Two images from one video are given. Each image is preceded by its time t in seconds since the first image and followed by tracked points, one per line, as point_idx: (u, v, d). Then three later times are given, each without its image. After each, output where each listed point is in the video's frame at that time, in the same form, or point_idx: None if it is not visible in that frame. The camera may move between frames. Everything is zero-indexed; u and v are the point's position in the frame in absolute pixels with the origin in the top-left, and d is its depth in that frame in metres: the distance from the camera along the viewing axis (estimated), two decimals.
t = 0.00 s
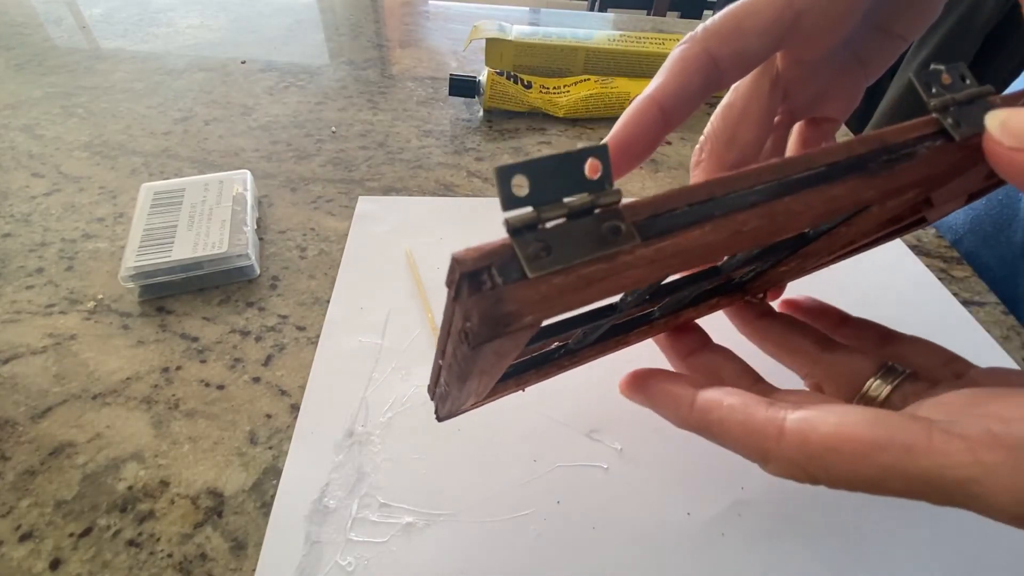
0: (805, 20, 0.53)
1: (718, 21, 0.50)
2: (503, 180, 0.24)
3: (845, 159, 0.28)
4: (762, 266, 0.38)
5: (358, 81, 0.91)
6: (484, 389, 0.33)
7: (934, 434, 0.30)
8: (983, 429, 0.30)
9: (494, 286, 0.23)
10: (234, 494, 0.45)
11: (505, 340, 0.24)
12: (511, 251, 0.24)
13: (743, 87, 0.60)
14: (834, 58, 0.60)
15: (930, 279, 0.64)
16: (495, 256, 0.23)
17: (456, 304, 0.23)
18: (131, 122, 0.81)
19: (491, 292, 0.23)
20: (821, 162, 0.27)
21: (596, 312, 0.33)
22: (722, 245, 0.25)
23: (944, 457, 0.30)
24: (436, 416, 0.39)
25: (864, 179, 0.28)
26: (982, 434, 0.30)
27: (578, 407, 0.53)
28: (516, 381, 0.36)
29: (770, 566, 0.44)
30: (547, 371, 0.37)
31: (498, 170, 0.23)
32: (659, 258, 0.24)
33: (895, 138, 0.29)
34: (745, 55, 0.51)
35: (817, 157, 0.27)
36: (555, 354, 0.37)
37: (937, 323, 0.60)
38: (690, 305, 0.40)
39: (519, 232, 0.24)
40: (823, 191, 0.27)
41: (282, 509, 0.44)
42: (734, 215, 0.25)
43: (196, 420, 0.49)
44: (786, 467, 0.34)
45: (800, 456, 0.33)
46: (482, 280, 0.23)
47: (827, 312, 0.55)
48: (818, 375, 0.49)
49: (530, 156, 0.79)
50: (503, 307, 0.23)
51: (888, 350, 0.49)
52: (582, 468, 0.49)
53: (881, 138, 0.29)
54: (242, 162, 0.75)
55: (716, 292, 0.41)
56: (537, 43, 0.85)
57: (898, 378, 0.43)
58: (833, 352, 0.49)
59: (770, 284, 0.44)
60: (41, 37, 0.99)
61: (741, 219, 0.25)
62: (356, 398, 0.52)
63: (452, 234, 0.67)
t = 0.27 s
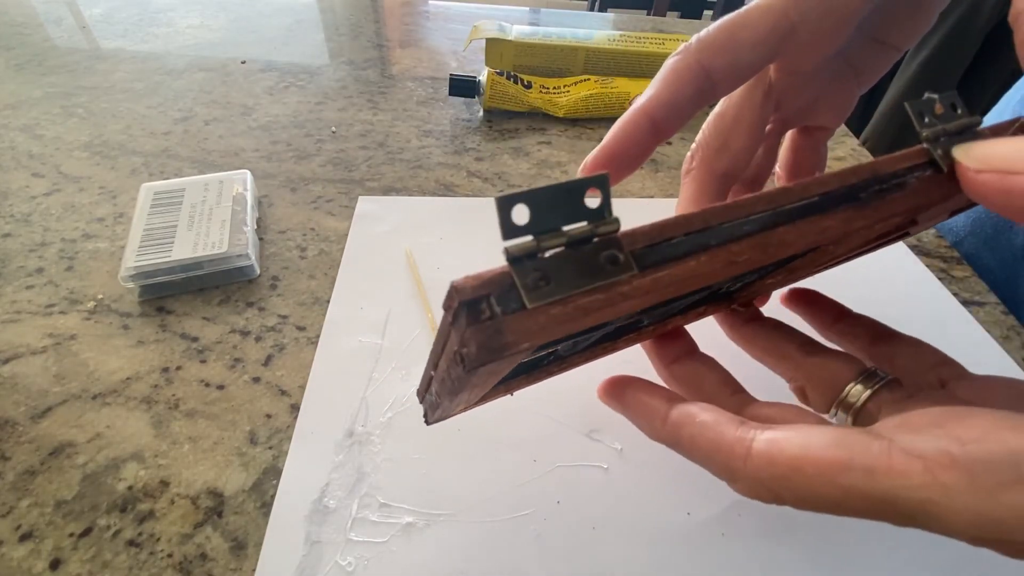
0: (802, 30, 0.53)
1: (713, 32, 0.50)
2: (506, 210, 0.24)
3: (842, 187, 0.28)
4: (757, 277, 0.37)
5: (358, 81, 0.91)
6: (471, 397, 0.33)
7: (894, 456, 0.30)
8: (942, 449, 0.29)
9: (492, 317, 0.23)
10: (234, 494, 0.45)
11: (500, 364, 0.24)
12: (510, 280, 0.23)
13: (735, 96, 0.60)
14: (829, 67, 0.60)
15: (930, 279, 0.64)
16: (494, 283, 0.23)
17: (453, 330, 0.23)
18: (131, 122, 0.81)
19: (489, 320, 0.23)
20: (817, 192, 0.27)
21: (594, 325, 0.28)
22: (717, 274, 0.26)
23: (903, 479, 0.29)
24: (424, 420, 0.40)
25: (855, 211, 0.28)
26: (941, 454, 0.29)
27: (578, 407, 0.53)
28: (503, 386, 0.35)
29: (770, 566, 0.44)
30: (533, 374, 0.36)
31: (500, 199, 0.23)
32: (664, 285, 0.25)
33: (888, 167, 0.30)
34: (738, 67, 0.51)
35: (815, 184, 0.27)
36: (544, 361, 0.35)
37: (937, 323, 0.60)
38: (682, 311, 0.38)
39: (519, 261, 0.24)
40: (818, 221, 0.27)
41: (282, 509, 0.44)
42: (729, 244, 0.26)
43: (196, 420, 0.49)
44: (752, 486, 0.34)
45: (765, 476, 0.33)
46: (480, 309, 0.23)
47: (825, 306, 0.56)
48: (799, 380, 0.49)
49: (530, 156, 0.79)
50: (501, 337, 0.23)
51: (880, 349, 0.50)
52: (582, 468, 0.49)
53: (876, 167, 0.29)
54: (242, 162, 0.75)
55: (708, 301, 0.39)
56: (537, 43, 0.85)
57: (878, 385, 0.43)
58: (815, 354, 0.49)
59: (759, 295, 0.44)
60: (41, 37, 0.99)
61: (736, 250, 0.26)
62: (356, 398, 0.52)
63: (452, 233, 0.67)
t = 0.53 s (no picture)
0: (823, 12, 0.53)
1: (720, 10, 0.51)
2: (458, 293, 0.27)
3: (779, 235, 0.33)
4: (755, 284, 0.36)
5: (358, 81, 0.91)
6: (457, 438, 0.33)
7: (854, 488, 0.31)
8: (898, 480, 0.31)
9: (451, 392, 0.28)
10: (234, 494, 0.45)
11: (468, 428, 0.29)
12: (468, 358, 0.28)
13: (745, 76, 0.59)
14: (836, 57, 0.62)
15: (930, 279, 0.64)
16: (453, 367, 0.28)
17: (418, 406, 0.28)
18: (131, 122, 0.81)
19: (449, 398, 0.28)
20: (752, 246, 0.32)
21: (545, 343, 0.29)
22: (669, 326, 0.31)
23: (863, 511, 0.30)
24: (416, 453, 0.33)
25: (798, 253, 0.33)
26: (899, 487, 0.30)
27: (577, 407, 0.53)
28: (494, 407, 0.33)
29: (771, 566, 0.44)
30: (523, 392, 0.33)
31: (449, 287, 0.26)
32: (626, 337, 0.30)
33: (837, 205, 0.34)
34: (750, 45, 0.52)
35: (759, 234, 0.33)
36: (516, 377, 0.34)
37: (938, 323, 0.60)
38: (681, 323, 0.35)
39: (473, 339, 0.28)
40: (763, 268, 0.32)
41: (282, 509, 0.44)
42: (677, 299, 0.31)
43: (196, 420, 0.49)
44: (725, 514, 0.35)
45: (736, 505, 0.34)
46: (441, 386, 0.28)
47: (809, 309, 0.54)
48: (778, 394, 0.49)
49: (530, 156, 0.79)
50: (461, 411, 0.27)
51: (858, 355, 0.51)
52: (582, 468, 0.49)
53: (822, 208, 0.34)
54: (242, 162, 0.75)
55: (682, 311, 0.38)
56: (537, 43, 0.85)
57: (852, 402, 0.45)
58: (797, 371, 0.49)
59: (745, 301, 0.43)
60: (41, 37, 0.99)
61: (683, 301, 0.31)
62: (356, 398, 0.52)
63: (452, 233, 0.67)
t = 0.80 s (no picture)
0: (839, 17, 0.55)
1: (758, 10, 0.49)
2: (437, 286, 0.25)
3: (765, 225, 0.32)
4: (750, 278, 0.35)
5: (358, 81, 0.91)
6: (443, 441, 0.32)
7: (845, 483, 0.31)
8: (887, 475, 0.31)
9: (430, 387, 0.27)
10: (234, 494, 0.45)
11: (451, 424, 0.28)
12: (448, 351, 0.27)
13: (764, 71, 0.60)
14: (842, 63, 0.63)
15: (930, 279, 0.64)
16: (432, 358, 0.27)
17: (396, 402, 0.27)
18: (131, 122, 0.81)
19: (428, 393, 0.26)
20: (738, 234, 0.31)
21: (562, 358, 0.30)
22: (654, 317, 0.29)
23: (854, 506, 0.30)
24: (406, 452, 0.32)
25: (787, 242, 0.31)
26: (887, 480, 0.30)
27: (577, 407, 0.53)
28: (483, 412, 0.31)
29: (770, 566, 0.44)
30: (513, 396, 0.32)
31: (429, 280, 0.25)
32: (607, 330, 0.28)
33: (823, 193, 0.33)
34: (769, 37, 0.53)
35: (745, 224, 0.31)
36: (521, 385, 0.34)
37: (937, 323, 0.60)
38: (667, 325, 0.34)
39: (453, 331, 0.27)
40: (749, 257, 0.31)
41: (281, 509, 0.44)
42: (661, 291, 0.29)
43: (196, 420, 0.49)
44: (715, 511, 0.35)
45: (725, 502, 0.34)
46: (420, 380, 0.27)
47: (798, 302, 0.55)
48: (769, 389, 0.49)
49: (530, 156, 0.79)
50: (441, 405, 0.26)
51: (848, 351, 0.51)
52: (582, 468, 0.49)
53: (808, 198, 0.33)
54: (242, 162, 0.75)
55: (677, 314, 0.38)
56: (537, 43, 0.85)
57: (842, 397, 0.44)
58: (788, 366, 0.49)
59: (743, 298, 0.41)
60: (41, 37, 0.99)
61: (667, 292, 0.29)
62: (356, 398, 0.52)
63: (452, 233, 0.67)
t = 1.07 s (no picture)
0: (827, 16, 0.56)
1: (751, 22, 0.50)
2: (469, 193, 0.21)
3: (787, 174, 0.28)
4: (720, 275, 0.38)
5: (358, 81, 0.91)
6: (448, 404, 0.29)
7: (861, 457, 0.32)
8: (904, 444, 0.32)
9: (459, 303, 0.22)
10: (234, 494, 0.45)
11: (470, 358, 0.24)
12: (476, 267, 0.22)
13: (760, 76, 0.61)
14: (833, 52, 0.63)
15: (930, 279, 0.64)
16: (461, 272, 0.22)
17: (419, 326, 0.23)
18: (131, 122, 0.81)
19: (456, 308, 0.22)
20: (765, 179, 0.27)
21: (556, 331, 0.31)
22: (675, 257, 0.25)
23: (874, 478, 0.31)
24: (403, 443, 0.38)
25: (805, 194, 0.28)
26: (906, 449, 0.32)
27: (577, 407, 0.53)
28: (482, 406, 0.36)
29: (770, 565, 0.44)
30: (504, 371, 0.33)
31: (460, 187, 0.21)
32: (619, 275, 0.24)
33: (831, 155, 0.30)
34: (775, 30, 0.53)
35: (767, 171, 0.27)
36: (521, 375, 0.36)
37: (937, 323, 0.60)
38: (648, 305, 0.35)
39: (483, 247, 0.23)
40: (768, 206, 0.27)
41: (281, 509, 0.44)
42: (688, 229, 0.25)
43: (196, 420, 0.49)
44: (724, 505, 0.35)
45: (737, 494, 0.34)
46: (447, 296, 0.22)
47: (792, 304, 0.55)
48: (768, 385, 0.50)
49: (530, 156, 0.79)
50: (468, 323, 0.22)
51: (842, 348, 0.52)
52: (583, 468, 0.49)
53: (817, 155, 0.29)
54: (242, 162, 0.75)
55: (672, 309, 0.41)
56: (537, 43, 0.85)
57: (842, 390, 0.45)
58: (786, 361, 0.50)
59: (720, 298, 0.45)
60: (41, 37, 0.99)
61: (694, 231, 0.25)
62: (356, 398, 0.52)
63: (452, 233, 0.67)
